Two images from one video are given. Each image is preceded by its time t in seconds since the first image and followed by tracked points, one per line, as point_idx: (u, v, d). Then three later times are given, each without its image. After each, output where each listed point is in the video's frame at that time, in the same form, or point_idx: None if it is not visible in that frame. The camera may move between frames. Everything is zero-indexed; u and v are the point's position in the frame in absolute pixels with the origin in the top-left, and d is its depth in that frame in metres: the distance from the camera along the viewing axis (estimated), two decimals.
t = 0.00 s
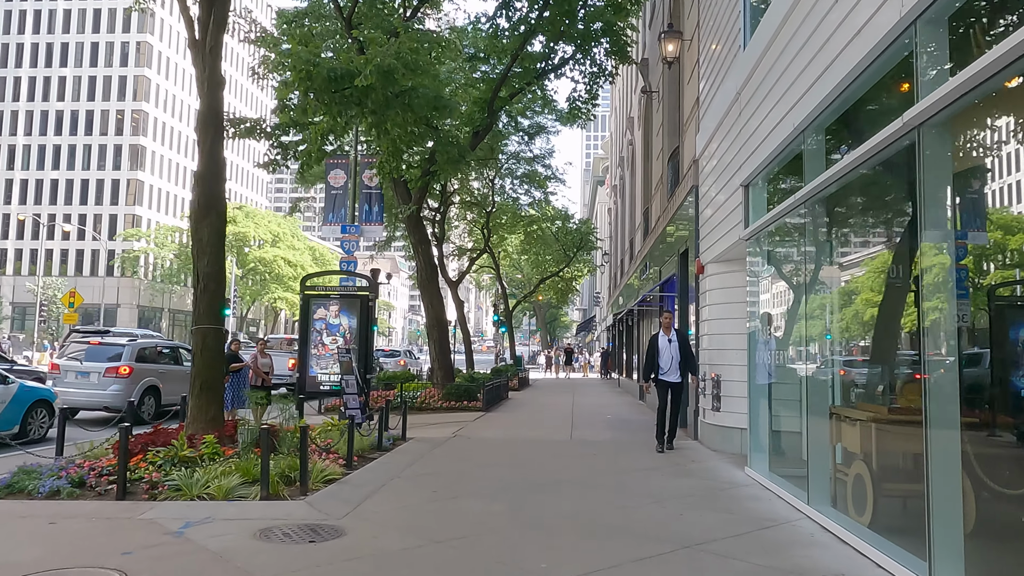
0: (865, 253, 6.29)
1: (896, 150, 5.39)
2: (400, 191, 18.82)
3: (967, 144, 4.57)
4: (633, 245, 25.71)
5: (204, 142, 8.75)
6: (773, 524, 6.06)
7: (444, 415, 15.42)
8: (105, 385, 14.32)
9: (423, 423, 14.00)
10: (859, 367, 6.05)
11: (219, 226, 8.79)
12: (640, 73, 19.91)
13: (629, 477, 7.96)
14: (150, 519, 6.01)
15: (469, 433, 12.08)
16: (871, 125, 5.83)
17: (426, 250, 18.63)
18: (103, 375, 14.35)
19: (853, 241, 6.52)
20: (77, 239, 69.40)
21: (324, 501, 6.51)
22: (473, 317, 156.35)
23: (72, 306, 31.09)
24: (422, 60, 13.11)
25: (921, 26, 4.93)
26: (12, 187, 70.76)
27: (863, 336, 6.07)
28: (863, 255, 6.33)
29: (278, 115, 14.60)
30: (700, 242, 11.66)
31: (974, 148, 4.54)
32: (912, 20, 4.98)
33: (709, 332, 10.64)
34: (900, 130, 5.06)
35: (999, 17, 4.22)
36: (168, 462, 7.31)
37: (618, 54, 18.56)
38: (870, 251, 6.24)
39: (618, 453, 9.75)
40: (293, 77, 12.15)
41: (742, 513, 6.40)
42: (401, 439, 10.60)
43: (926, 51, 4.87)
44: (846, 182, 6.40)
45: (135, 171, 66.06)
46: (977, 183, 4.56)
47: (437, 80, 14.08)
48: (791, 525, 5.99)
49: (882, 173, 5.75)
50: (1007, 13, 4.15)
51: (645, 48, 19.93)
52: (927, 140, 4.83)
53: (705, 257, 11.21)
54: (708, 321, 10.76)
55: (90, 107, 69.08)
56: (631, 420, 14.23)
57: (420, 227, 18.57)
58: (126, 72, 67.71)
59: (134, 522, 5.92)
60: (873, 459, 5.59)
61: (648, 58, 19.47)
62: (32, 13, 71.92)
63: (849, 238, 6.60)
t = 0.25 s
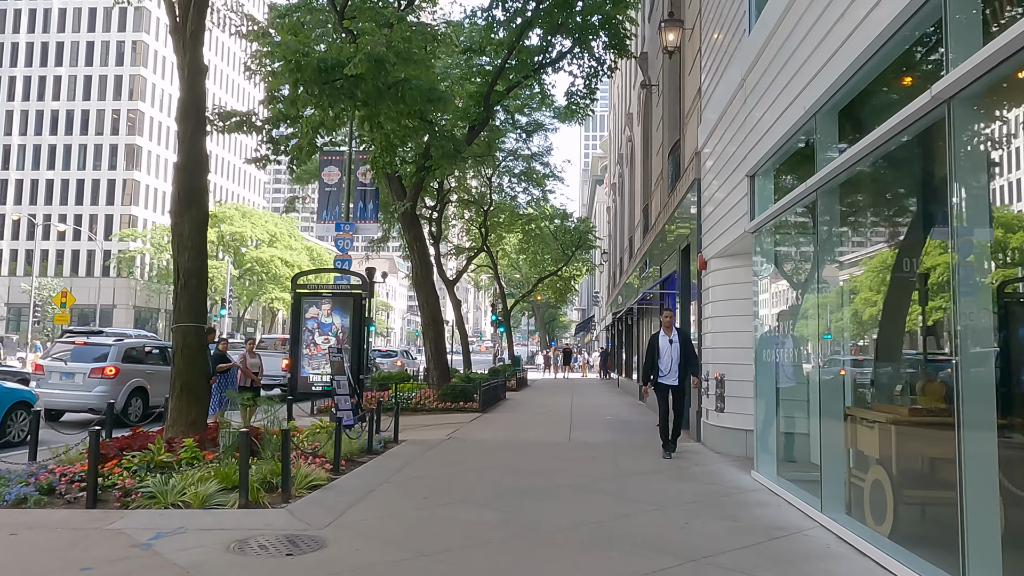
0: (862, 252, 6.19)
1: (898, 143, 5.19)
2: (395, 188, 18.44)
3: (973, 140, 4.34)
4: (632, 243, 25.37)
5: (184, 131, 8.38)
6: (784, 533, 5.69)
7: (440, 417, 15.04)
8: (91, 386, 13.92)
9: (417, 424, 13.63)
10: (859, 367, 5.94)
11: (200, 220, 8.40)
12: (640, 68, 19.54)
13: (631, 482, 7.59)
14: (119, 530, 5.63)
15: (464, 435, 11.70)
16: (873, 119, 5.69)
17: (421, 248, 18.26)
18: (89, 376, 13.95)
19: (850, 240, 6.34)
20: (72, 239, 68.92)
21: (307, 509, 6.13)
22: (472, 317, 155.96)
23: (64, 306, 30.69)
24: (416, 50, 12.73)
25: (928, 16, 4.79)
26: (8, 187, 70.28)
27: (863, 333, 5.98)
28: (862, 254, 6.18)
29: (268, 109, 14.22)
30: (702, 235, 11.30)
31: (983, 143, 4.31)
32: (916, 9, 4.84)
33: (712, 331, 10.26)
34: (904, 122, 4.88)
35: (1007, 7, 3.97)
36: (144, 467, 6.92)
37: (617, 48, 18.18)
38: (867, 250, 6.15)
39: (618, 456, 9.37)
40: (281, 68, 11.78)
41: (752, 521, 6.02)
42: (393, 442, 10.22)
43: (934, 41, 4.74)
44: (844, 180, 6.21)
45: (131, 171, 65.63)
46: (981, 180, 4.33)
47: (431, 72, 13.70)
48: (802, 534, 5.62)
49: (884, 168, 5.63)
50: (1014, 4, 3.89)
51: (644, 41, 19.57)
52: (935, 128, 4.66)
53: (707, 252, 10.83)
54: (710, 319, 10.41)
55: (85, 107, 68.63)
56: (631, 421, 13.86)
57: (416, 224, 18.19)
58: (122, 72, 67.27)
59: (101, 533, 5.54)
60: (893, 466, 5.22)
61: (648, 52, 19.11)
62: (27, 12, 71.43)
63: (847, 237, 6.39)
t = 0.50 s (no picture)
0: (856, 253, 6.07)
1: (905, 140, 5.13)
2: (392, 185, 18.04)
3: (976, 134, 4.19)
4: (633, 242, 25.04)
5: (166, 121, 8.03)
6: (799, 547, 5.31)
7: (436, 419, 14.68)
8: (77, 388, 13.54)
9: (413, 427, 13.25)
10: (867, 368, 5.68)
11: (183, 216, 8.03)
12: (641, 63, 19.17)
13: (634, 489, 7.21)
14: (87, 544, 5.26)
15: (460, 438, 11.33)
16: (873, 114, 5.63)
17: (417, 246, 17.89)
18: (75, 378, 13.57)
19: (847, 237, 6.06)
20: (70, 240, 68.54)
21: (289, 521, 5.75)
22: (471, 318, 155.56)
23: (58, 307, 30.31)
24: (411, 41, 12.37)
25: (935, 10, 4.66)
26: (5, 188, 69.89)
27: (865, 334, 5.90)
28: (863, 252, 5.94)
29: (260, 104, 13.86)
30: (706, 231, 10.91)
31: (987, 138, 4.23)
32: (922, 5, 4.70)
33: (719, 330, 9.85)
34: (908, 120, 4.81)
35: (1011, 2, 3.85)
36: (120, 475, 6.54)
37: (617, 42, 17.83)
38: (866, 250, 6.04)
39: (620, 461, 8.98)
40: (271, 59, 11.44)
41: (764, 533, 5.64)
42: (386, 446, 9.83)
43: (942, 35, 4.64)
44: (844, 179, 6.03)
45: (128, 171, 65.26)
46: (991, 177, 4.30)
47: (426, 65, 13.34)
48: (820, 548, 5.24)
49: (887, 167, 5.54)
50: None
51: (645, 36, 19.22)
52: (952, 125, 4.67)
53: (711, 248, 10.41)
54: (717, 318, 10.02)
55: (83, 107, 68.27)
56: (633, 424, 13.48)
57: (413, 222, 17.79)
58: (120, 71, 66.92)
59: (68, 547, 5.16)
60: (917, 474, 4.85)
61: (649, 47, 18.77)
62: (25, 12, 71.11)
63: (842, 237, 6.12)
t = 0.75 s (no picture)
0: (860, 248, 5.66)
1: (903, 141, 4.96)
2: (387, 180, 17.65)
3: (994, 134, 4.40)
4: (633, 240, 24.68)
5: (147, 108, 7.67)
6: (819, 559, 4.94)
7: (433, 420, 14.31)
8: (62, 388, 13.14)
9: (408, 428, 12.87)
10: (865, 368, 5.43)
11: (164, 208, 7.66)
12: (642, 56, 18.79)
13: (639, 494, 6.84)
14: (51, 556, 4.87)
15: (456, 439, 10.96)
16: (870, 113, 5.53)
17: (413, 243, 17.48)
18: (60, 377, 13.17)
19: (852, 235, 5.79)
20: (65, 238, 68.03)
21: (269, 531, 5.37)
22: (470, 317, 155.17)
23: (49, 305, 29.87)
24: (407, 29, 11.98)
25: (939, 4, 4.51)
26: None
27: (862, 333, 5.56)
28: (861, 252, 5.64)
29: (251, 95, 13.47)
30: (711, 226, 10.54)
31: (995, 139, 4.64)
32: None
33: (725, 327, 9.50)
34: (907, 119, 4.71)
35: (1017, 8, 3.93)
36: (93, 481, 6.14)
37: (618, 35, 17.46)
38: (865, 247, 5.60)
39: (622, 464, 8.61)
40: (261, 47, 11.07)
41: (780, 543, 5.27)
42: (378, 448, 9.45)
43: (944, 30, 4.55)
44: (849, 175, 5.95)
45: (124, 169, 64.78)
46: (1002, 171, 4.74)
47: (422, 55, 12.97)
48: (840, 561, 4.86)
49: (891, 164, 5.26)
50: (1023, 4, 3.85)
51: (646, 29, 18.86)
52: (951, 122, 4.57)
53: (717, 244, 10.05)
54: (723, 315, 9.66)
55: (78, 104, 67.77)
56: (635, 424, 13.11)
57: (408, 217, 17.39)
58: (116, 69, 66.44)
59: (30, 559, 4.77)
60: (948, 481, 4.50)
61: (650, 40, 18.41)
62: (21, 9, 70.57)
63: (845, 235, 6.05)
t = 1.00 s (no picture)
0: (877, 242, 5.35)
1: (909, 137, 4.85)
2: (383, 175, 17.28)
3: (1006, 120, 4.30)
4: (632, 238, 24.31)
5: (124, 94, 7.28)
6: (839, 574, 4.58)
7: (429, 421, 13.96)
8: (47, 388, 12.77)
9: (402, 429, 12.51)
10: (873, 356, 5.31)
11: (142, 199, 7.29)
12: (642, 50, 18.43)
13: (642, 501, 6.49)
14: (9, 570, 4.51)
15: (451, 441, 10.60)
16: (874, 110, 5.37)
17: (409, 240, 17.10)
18: (44, 377, 12.80)
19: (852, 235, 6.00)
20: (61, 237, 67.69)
21: (246, 542, 5.01)
22: (468, 316, 155.09)
23: (42, 303, 29.50)
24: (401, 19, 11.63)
25: None
26: None
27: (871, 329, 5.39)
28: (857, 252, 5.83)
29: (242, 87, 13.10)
30: (716, 220, 10.16)
31: (1001, 131, 4.46)
32: None
33: (731, 325, 9.12)
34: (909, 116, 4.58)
35: None
36: (62, 488, 5.77)
37: (618, 28, 17.10)
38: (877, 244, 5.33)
39: (623, 467, 8.24)
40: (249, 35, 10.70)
41: (795, 555, 4.92)
42: (370, 451, 9.09)
43: (950, 21, 4.43)
44: (851, 173, 5.87)
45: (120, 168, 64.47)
46: (1008, 167, 4.55)
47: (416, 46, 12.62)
48: None
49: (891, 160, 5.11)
50: None
51: (647, 22, 18.49)
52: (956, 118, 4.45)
53: (723, 237, 9.69)
54: (729, 312, 9.28)
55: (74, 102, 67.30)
56: (636, 426, 12.75)
57: (404, 213, 17.00)
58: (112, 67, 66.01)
59: None
60: (982, 490, 4.16)
61: (650, 33, 18.05)
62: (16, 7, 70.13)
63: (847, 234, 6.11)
